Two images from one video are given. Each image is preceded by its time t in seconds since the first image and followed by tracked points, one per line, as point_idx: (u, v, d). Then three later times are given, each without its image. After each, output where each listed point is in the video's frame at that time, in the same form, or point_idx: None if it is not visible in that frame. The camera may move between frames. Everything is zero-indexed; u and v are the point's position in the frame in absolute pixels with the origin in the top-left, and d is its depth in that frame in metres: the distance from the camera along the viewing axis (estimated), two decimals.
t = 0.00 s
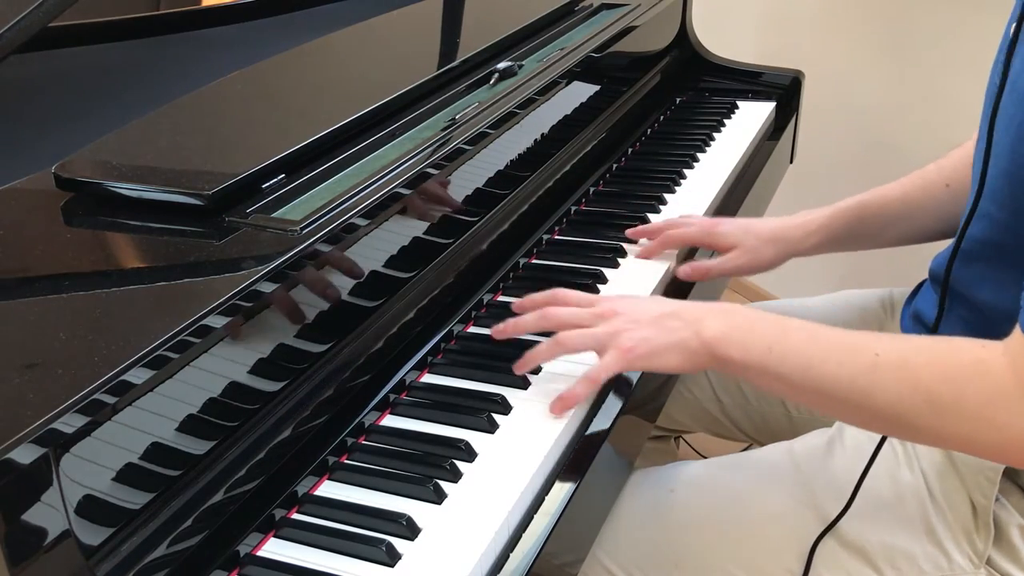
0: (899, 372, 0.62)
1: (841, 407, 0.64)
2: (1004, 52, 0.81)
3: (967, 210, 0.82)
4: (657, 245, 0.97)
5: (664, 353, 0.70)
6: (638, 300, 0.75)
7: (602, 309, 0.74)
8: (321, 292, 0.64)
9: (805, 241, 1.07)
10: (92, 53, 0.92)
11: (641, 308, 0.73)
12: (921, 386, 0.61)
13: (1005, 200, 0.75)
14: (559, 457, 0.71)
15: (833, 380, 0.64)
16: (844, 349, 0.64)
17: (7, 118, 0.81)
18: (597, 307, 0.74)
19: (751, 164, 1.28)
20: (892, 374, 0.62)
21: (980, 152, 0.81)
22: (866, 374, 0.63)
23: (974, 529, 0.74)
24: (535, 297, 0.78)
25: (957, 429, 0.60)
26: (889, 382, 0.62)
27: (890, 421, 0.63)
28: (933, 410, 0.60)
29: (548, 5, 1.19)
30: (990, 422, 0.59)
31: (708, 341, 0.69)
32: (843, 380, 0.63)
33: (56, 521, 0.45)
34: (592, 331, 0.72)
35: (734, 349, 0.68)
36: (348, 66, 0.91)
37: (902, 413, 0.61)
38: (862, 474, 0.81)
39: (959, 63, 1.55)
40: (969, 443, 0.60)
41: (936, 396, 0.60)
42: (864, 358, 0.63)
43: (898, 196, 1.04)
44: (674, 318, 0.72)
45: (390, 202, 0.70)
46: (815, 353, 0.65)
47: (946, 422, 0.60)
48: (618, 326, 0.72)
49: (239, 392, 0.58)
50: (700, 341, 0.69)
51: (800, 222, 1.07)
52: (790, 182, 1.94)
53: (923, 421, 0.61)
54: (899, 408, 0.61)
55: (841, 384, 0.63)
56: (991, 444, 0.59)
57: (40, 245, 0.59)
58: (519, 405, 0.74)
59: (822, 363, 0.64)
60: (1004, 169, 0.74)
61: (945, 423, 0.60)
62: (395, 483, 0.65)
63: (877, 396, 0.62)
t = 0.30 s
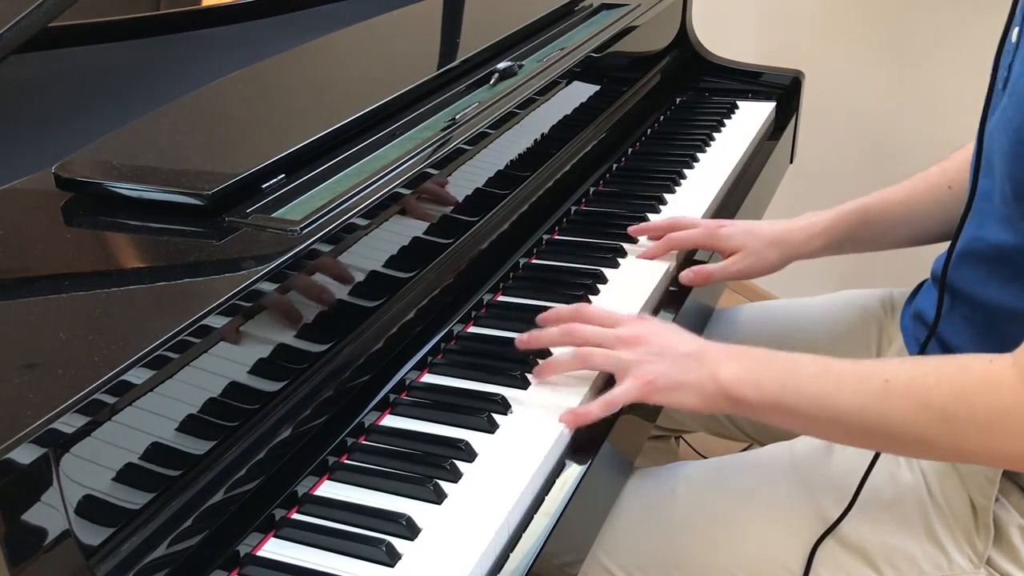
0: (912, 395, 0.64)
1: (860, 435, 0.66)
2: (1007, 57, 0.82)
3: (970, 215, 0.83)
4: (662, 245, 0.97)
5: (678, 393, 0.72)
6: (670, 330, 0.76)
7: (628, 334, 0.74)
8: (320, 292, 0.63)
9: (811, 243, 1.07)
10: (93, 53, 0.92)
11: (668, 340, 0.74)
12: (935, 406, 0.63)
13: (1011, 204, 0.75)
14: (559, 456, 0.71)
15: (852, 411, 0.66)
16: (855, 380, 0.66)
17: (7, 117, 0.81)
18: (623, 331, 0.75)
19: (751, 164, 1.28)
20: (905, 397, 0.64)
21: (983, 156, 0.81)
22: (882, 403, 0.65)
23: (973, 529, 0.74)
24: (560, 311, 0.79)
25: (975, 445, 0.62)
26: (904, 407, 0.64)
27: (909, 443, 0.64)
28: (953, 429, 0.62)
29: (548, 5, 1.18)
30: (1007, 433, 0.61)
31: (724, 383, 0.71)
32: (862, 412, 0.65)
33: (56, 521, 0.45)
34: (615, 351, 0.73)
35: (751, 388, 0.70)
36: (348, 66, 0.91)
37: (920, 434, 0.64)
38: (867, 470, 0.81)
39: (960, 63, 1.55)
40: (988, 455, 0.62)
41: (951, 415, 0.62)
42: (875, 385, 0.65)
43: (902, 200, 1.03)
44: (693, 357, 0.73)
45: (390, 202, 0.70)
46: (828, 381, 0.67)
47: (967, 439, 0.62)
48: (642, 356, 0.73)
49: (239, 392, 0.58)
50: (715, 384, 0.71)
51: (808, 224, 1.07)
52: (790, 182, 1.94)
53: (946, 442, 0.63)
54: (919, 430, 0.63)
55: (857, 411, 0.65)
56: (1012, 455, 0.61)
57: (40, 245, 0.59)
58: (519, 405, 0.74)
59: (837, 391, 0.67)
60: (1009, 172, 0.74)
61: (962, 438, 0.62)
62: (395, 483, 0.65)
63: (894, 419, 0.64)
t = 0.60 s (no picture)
0: (911, 377, 0.62)
1: (859, 416, 0.64)
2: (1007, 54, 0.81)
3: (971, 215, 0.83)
4: (652, 242, 0.97)
5: (691, 354, 0.73)
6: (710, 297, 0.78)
7: (667, 284, 0.78)
8: (320, 292, 0.63)
9: (803, 237, 1.04)
10: (93, 54, 0.92)
11: (700, 301, 0.76)
12: (934, 390, 0.61)
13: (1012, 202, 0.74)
14: (559, 456, 0.71)
15: (850, 390, 0.64)
16: (856, 360, 0.65)
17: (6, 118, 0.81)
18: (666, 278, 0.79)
19: (751, 164, 1.28)
20: (906, 380, 0.62)
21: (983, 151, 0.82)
22: (881, 383, 0.63)
23: (974, 528, 0.74)
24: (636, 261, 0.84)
25: (974, 431, 0.60)
26: (903, 387, 0.62)
27: (908, 427, 0.63)
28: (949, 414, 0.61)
29: (548, 5, 1.18)
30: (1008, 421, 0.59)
31: (735, 356, 0.69)
32: (859, 392, 0.63)
33: (56, 521, 0.45)
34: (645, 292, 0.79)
35: (757, 364, 0.68)
36: (348, 66, 0.91)
37: (918, 419, 0.62)
38: (866, 470, 0.81)
39: (962, 62, 1.55)
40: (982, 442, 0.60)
41: (950, 398, 0.60)
42: (876, 365, 0.64)
43: (903, 202, 1.02)
44: (716, 326, 0.73)
45: (390, 202, 0.70)
46: (828, 362, 0.65)
47: (964, 424, 0.60)
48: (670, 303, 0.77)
49: (239, 392, 0.58)
50: (726, 356, 0.70)
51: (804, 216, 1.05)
52: (790, 181, 1.94)
53: (940, 424, 0.61)
54: (915, 413, 0.62)
55: (857, 392, 0.64)
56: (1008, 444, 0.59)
57: (40, 245, 0.59)
58: (519, 405, 0.74)
59: (835, 372, 0.65)
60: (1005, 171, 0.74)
61: (962, 424, 0.60)
62: (395, 483, 0.65)
63: (893, 403, 0.62)
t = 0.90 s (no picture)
0: (890, 345, 0.69)
1: (846, 381, 0.72)
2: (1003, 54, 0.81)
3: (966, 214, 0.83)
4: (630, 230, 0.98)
5: (693, 322, 0.79)
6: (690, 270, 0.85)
7: (651, 270, 0.84)
8: (320, 292, 0.63)
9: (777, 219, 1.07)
10: (93, 54, 0.92)
11: (686, 275, 0.83)
12: (908, 356, 0.67)
13: (1006, 203, 0.74)
14: (559, 456, 0.71)
15: (836, 356, 0.71)
16: (844, 327, 0.72)
17: (6, 118, 0.81)
18: (646, 267, 0.85)
19: (751, 164, 1.28)
20: (885, 347, 0.69)
21: (978, 149, 0.82)
22: (864, 349, 0.70)
23: (973, 527, 0.74)
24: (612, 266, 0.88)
25: (948, 400, 0.66)
26: (883, 354, 0.69)
27: (885, 391, 0.69)
28: (920, 379, 0.67)
29: (548, 5, 1.18)
30: (972, 389, 0.64)
31: (734, 318, 0.77)
32: (846, 357, 0.71)
33: (56, 521, 0.45)
34: (638, 284, 0.82)
35: (754, 327, 0.76)
36: (348, 66, 0.91)
37: (894, 383, 0.68)
38: (866, 461, 0.82)
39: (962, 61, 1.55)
40: (958, 414, 0.66)
41: (923, 365, 0.67)
42: (862, 332, 0.71)
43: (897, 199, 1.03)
44: (712, 293, 0.80)
45: (390, 202, 0.70)
46: (820, 331, 0.73)
47: (936, 392, 0.66)
48: (664, 286, 0.82)
49: (239, 392, 0.58)
50: (726, 317, 0.78)
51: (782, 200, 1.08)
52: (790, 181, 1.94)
53: (916, 391, 0.67)
54: (891, 379, 0.68)
55: (842, 356, 0.71)
56: (980, 414, 0.64)
57: (40, 245, 0.59)
58: (519, 405, 0.74)
59: (825, 339, 0.72)
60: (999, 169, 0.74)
61: (932, 390, 0.66)
62: (395, 483, 0.65)
63: (873, 367, 0.69)
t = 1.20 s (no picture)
0: (889, 348, 0.69)
1: (845, 385, 0.72)
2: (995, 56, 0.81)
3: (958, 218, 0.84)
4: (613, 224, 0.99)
5: (693, 325, 0.79)
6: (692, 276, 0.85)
7: (652, 275, 0.84)
8: (320, 292, 0.63)
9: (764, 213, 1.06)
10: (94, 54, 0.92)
11: (688, 281, 0.83)
12: (906, 359, 0.67)
13: (1001, 205, 0.75)
14: (559, 456, 0.71)
15: (835, 360, 0.71)
16: (843, 332, 0.72)
17: (7, 118, 0.81)
18: (649, 273, 0.85)
19: (751, 164, 1.28)
20: (882, 350, 0.69)
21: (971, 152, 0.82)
22: (862, 354, 0.70)
23: (973, 527, 0.74)
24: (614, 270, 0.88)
25: (946, 402, 0.66)
26: (881, 358, 0.69)
27: (884, 394, 0.69)
28: (918, 383, 0.67)
29: (548, 5, 1.18)
30: (970, 392, 0.64)
31: (736, 324, 0.78)
32: (844, 361, 0.71)
33: (56, 521, 0.45)
34: (640, 291, 0.83)
35: (755, 333, 0.76)
36: (348, 66, 0.91)
37: (893, 386, 0.68)
38: (866, 463, 0.82)
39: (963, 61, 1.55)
40: (956, 416, 0.66)
41: (921, 368, 0.66)
42: (860, 337, 0.71)
43: (896, 199, 1.03)
44: (714, 299, 0.80)
45: (390, 202, 0.70)
46: (818, 335, 0.73)
47: (935, 395, 0.66)
48: (665, 292, 0.82)
49: (239, 391, 0.58)
50: (727, 325, 0.78)
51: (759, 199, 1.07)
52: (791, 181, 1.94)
53: (915, 394, 0.67)
54: (890, 383, 0.68)
55: (840, 360, 0.71)
56: (977, 416, 0.64)
57: (40, 245, 0.59)
58: (519, 405, 0.74)
59: (823, 344, 0.72)
60: (993, 172, 0.74)
61: (932, 393, 0.66)
62: (395, 483, 0.65)
63: (871, 371, 0.69)
